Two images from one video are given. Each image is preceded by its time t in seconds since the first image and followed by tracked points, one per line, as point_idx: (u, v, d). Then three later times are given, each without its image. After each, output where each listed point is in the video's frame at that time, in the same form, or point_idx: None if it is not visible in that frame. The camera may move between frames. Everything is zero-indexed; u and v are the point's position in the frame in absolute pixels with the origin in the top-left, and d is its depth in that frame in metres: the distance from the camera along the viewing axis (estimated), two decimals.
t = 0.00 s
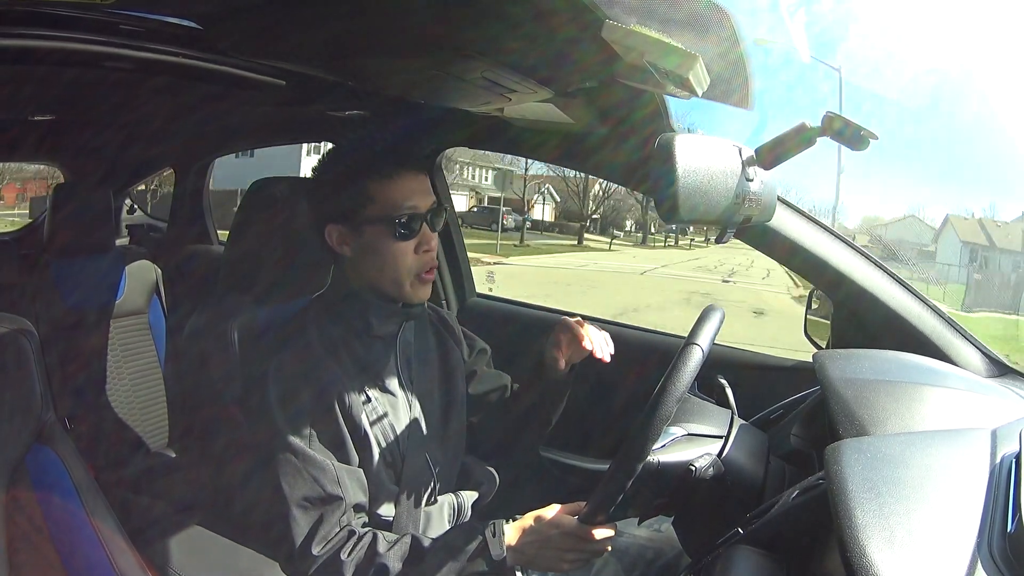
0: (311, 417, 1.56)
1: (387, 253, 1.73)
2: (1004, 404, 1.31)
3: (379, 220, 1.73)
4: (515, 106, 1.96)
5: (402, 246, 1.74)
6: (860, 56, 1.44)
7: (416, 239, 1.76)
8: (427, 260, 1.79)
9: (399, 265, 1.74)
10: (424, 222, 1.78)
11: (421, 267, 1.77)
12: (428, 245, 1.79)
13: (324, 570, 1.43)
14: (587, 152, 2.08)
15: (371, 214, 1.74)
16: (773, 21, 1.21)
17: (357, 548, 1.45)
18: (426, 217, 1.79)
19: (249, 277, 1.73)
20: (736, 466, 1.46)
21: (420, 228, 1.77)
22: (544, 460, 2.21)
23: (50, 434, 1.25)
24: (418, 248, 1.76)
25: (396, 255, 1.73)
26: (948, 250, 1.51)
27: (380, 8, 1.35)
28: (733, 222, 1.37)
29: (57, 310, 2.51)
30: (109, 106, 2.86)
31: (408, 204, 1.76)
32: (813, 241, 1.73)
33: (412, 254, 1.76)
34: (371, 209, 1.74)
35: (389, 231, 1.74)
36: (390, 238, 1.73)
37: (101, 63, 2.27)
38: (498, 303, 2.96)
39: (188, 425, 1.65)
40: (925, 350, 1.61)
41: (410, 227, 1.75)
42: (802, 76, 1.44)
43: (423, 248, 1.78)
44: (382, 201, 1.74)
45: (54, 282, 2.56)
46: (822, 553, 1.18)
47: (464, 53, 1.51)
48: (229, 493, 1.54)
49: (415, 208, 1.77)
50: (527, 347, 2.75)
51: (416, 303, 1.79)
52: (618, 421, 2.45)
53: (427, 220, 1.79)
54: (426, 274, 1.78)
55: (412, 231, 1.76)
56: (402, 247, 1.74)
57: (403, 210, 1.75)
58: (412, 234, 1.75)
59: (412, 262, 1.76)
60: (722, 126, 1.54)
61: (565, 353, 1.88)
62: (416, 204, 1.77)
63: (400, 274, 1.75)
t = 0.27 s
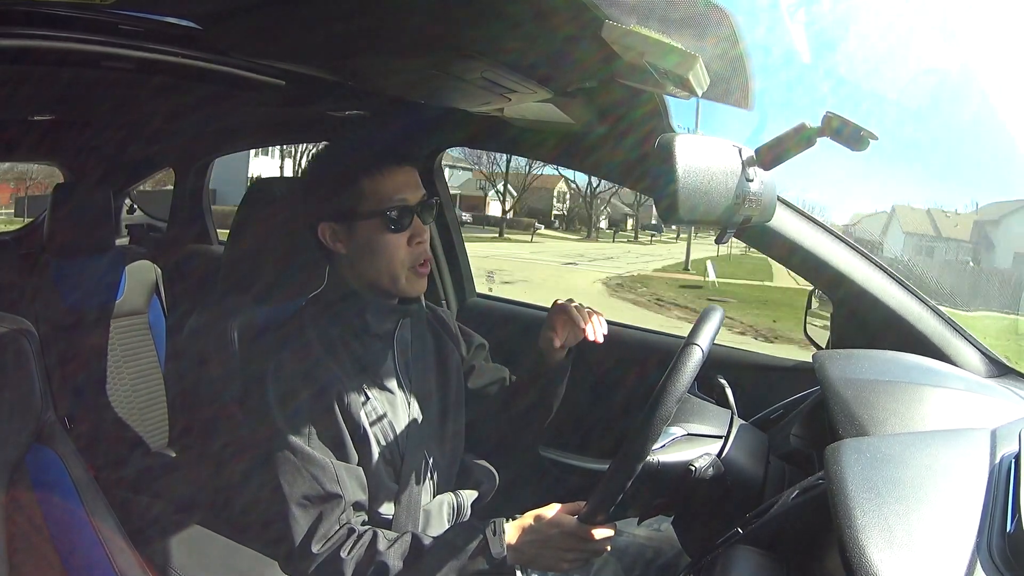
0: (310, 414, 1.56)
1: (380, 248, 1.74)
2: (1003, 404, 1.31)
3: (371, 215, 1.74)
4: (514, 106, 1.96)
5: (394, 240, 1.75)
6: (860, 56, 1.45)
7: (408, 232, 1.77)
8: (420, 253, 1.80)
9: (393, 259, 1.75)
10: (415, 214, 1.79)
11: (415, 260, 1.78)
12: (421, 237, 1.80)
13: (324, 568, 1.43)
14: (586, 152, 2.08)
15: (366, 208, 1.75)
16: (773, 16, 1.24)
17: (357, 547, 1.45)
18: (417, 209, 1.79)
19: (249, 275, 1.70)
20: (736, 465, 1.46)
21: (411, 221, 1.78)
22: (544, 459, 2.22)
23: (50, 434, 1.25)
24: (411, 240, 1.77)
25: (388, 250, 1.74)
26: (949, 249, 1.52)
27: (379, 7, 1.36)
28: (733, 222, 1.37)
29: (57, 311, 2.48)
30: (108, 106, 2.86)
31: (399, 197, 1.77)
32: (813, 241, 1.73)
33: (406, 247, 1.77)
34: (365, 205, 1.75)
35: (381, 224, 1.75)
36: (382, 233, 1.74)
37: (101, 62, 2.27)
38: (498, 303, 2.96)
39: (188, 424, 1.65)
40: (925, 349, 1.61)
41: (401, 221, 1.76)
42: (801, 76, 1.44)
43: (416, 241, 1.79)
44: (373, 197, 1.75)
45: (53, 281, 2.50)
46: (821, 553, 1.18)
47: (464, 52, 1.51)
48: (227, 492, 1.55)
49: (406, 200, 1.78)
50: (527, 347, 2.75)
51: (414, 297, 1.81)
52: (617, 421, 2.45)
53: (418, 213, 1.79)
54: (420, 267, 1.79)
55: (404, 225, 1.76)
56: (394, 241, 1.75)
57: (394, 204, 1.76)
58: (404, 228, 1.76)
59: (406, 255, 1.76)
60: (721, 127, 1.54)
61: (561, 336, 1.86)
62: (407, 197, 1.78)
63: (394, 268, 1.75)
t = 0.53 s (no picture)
0: (311, 412, 1.56)
1: (382, 248, 1.74)
2: (1003, 403, 1.31)
3: (374, 214, 1.75)
4: (515, 104, 1.96)
5: (396, 240, 1.75)
6: (860, 56, 1.47)
7: (411, 232, 1.78)
8: (422, 253, 1.80)
9: (394, 259, 1.75)
10: (418, 215, 1.79)
11: (416, 261, 1.78)
12: (423, 238, 1.80)
13: (324, 567, 1.43)
14: (586, 150, 2.08)
15: (368, 207, 1.75)
16: (773, 16, 1.25)
17: (357, 547, 1.45)
18: (421, 210, 1.80)
19: (249, 273, 1.70)
20: (736, 464, 1.46)
21: (414, 221, 1.79)
22: (543, 455, 2.15)
23: (51, 433, 1.25)
24: (413, 241, 1.78)
25: (390, 249, 1.74)
26: (951, 247, 1.53)
27: (379, 6, 1.36)
28: (733, 220, 1.37)
29: (57, 310, 2.45)
30: (108, 104, 2.86)
31: (403, 197, 1.77)
32: (813, 238, 1.71)
33: (408, 247, 1.77)
34: (367, 204, 1.75)
35: (385, 224, 1.75)
36: (385, 233, 1.75)
37: (101, 61, 2.26)
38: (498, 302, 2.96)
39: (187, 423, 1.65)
40: (925, 348, 1.59)
41: (404, 221, 1.77)
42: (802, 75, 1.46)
43: (418, 242, 1.79)
44: (377, 196, 1.76)
45: (53, 281, 2.47)
46: (821, 551, 1.18)
47: (464, 51, 1.51)
48: (227, 491, 1.55)
49: (410, 200, 1.78)
50: (527, 345, 2.75)
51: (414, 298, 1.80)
52: (617, 419, 2.45)
53: (421, 213, 1.80)
54: (421, 268, 1.80)
55: (407, 225, 1.77)
56: (396, 241, 1.75)
57: (397, 204, 1.76)
58: (406, 228, 1.77)
59: (407, 255, 1.77)
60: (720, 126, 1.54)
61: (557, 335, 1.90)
62: (411, 198, 1.78)
63: (396, 268, 1.75)
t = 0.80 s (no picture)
0: (310, 415, 1.57)
1: (387, 252, 1.76)
2: (1004, 402, 1.31)
3: (379, 219, 1.77)
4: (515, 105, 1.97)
5: (400, 245, 1.77)
6: (859, 56, 1.57)
7: (416, 238, 1.79)
8: (425, 259, 1.81)
9: (398, 263, 1.77)
10: (424, 221, 1.81)
11: (419, 267, 1.80)
12: (427, 244, 1.82)
13: (325, 568, 1.43)
14: (586, 150, 2.08)
15: (371, 212, 1.77)
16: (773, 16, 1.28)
17: (358, 548, 1.46)
18: (426, 216, 1.82)
19: (250, 275, 1.66)
20: (737, 463, 1.46)
21: (420, 227, 1.81)
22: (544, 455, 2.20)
23: (51, 433, 1.25)
24: (417, 247, 1.80)
25: (394, 254, 1.76)
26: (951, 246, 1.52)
27: (380, 8, 1.36)
28: (733, 220, 1.37)
29: (57, 312, 2.45)
30: (109, 105, 2.86)
31: (408, 203, 1.79)
32: (812, 238, 1.71)
33: (411, 253, 1.79)
34: (371, 208, 1.78)
35: (389, 229, 1.77)
36: (389, 237, 1.77)
37: (101, 62, 2.26)
38: (498, 301, 2.96)
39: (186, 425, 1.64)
40: (926, 348, 1.59)
41: (409, 226, 1.79)
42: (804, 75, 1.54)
43: (422, 248, 1.80)
44: (383, 201, 1.78)
45: (53, 282, 2.47)
46: (822, 551, 1.18)
47: (464, 51, 1.51)
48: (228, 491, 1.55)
49: (415, 207, 1.80)
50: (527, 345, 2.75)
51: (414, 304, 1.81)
52: (618, 419, 2.45)
53: (426, 219, 1.82)
54: (425, 274, 1.81)
55: (412, 230, 1.79)
56: (400, 246, 1.77)
57: (402, 209, 1.78)
58: (410, 233, 1.79)
59: (411, 260, 1.78)
60: (721, 124, 1.56)
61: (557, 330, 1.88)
62: (415, 204, 1.80)
63: (399, 272, 1.77)
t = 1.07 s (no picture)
0: (311, 412, 1.58)
1: (385, 254, 1.75)
2: (1003, 404, 1.31)
3: (378, 222, 1.75)
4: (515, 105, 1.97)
5: (399, 248, 1.76)
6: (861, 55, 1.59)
7: (415, 240, 1.77)
8: (423, 262, 1.80)
9: (396, 266, 1.76)
10: (423, 223, 1.79)
11: (418, 269, 1.79)
12: (426, 246, 1.80)
13: (324, 568, 1.43)
14: (586, 150, 2.08)
15: (368, 215, 1.76)
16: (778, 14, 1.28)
17: (357, 548, 1.46)
18: (425, 218, 1.79)
19: (248, 274, 1.66)
20: (736, 464, 1.46)
21: (419, 229, 1.78)
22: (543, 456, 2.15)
23: (50, 432, 1.25)
24: (416, 250, 1.78)
25: (393, 257, 1.75)
26: (950, 247, 1.51)
27: (380, 7, 1.36)
28: (733, 221, 1.37)
29: (56, 310, 2.47)
30: (109, 104, 2.86)
31: (407, 205, 1.77)
32: (812, 239, 1.70)
33: (410, 255, 1.77)
34: (369, 210, 1.76)
35: (387, 231, 1.75)
36: (388, 240, 1.75)
37: (101, 61, 2.26)
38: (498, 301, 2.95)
39: (185, 425, 1.64)
40: (926, 350, 1.57)
41: (408, 228, 1.76)
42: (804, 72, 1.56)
43: (421, 250, 1.79)
44: (380, 203, 1.76)
45: (53, 281, 2.50)
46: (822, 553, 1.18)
47: (464, 50, 1.51)
48: (226, 491, 1.55)
49: (413, 209, 1.78)
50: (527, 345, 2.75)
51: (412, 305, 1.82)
52: (617, 419, 2.45)
53: (426, 221, 1.79)
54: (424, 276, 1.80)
55: (411, 232, 1.77)
56: (399, 249, 1.76)
57: (401, 212, 1.76)
58: (409, 235, 1.76)
59: (409, 263, 1.78)
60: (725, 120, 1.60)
61: (558, 315, 1.90)
62: (414, 206, 1.78)
63: (398, 274, 1.77)
